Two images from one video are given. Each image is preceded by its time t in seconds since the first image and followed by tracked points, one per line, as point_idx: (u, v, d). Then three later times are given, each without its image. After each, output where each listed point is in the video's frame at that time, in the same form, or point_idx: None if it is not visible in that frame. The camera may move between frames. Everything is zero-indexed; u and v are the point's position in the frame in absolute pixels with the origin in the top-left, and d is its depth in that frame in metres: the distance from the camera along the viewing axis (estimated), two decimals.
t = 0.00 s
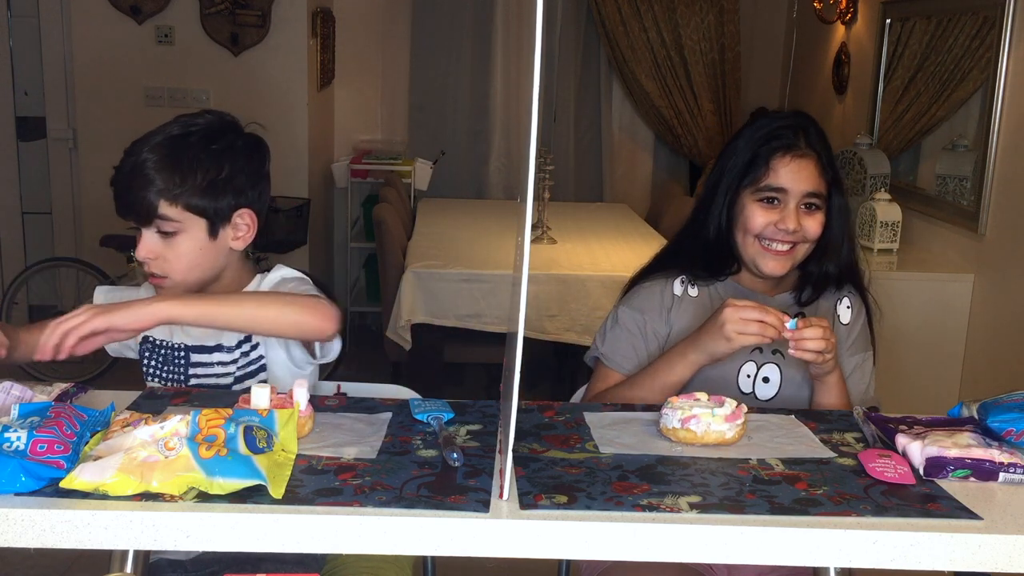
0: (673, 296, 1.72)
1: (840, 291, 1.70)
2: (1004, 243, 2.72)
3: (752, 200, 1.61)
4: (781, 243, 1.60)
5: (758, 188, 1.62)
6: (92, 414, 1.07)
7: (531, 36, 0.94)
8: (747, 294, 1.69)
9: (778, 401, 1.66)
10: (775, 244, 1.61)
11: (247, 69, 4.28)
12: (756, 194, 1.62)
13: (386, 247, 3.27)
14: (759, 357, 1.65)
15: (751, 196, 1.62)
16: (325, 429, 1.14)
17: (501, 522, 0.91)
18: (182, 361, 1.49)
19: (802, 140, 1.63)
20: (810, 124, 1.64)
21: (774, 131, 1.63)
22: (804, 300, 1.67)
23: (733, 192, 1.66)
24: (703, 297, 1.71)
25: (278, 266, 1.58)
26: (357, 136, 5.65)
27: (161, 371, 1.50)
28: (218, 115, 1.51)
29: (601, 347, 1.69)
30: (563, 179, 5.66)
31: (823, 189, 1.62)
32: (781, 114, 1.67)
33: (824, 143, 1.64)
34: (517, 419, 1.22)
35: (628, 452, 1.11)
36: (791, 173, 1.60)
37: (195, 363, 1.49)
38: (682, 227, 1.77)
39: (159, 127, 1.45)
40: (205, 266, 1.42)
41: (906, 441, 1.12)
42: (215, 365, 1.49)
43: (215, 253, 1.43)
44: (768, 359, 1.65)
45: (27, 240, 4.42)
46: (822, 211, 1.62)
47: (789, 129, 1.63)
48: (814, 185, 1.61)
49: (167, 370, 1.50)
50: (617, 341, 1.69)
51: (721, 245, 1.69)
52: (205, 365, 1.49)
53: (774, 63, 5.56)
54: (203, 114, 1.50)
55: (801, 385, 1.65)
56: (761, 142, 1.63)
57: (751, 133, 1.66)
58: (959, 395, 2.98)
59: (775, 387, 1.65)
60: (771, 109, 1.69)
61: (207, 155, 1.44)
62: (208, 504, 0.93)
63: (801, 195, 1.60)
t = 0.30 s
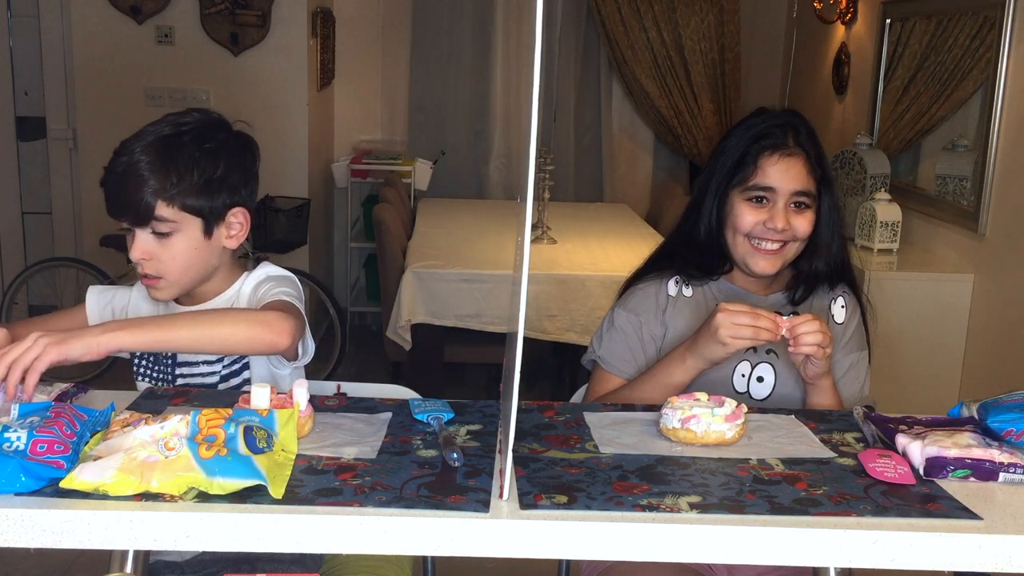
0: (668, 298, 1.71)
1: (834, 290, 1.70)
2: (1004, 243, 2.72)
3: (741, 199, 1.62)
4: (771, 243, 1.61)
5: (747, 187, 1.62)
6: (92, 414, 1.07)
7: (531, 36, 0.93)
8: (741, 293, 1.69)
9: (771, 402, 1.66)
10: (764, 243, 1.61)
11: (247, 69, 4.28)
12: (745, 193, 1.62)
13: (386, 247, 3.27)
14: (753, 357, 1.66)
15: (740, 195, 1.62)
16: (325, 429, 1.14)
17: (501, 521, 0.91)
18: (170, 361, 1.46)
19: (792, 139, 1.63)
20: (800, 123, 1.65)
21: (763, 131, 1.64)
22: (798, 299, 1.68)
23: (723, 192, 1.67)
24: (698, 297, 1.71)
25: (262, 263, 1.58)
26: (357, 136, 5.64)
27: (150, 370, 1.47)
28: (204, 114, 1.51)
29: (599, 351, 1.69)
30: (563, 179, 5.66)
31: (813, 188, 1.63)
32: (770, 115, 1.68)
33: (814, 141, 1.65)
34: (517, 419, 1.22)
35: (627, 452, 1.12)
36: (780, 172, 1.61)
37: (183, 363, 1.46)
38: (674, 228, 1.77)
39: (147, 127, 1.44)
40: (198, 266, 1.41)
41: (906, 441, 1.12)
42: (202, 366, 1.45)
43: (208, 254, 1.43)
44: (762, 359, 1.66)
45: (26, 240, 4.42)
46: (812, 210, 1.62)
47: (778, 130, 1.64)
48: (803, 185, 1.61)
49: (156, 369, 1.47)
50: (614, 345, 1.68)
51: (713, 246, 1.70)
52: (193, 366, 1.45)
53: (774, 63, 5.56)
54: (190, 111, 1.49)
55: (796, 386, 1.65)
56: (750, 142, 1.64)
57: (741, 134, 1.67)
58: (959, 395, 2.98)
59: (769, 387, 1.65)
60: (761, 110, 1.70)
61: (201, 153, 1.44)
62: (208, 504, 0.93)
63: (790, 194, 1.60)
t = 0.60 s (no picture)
0: (665, 296, 1.71)
1: (829, 288, 1.69)
2: (1004, 242, 2.72)
3: (731, 199, 1.62)
4: (762, 242, 1.61)
5: (736, 187, 1.62)
6: (93, 414, 1.07)
7: (531, 37, 0.93)
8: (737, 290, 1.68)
9: (768, 401, 1.65)
10: (755, 242, 1.61)
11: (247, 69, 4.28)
12: (735, 193, 1.62)
13: (386, 247, 3.26)
14: (748, 355, 1.66)
15: (730, 194, 1.63)
16: (325, 429, 1.14)
17: (501, 521, 0.91)
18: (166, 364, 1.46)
19: (780, 138, 1.63)
20: (789, 121, 1.65)
21: (751, 131, 1.65)
22: (792, 297, 1.68)
23: (714, 193, 1.67)
24: (695, 296, 1.70)
25: (259, 264, 1.58)
26: (357, 136, 5.64)
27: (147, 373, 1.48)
28: (201, 111, 1.51)
29: (599, 351, 1.68)
30: (564, 179, 5.66)
31: (803, 186, 1.63)
32: (759, 114, 1.68)
33: (804, 140, 1.65)
34: (517, 420, 1.22)
35: (627, 451, 1.12)
36: (769, 171, 1.61)
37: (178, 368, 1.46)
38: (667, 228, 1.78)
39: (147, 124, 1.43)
40: (199, 261, 1.41)
41: (906, 441, 1.12)
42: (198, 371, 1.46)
43: (210, 246, 1.43)
44: (758, 358, 1.65)
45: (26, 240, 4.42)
46: (802, 209, 1.62)
47: (766, 129, 1.64)
48: (792, 183, 1.61)
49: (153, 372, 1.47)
50: (614, 345, 1.68)
51: (705, 246, 1.70)
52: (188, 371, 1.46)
53: (774, 63, 5.56)
54: (185, 108, 1.49)
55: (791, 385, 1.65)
56: (739, 142, 1.65)
57: (730, 134, 1.67)
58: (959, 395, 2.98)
59: (764, 386, 1.65)
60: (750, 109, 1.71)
61: (202, 150, 1.44)
62: (208, 504, 0.93)
63: (779, 193, 1.61)
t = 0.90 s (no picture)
0: (662, 292, 1.71)
1: (825, 287, 1.69)
2: (1004, 242, 2.72)
3: (725, 200, 1.62)
4: (756, 244, 1.61)
5: (730, 188, 1.62)
6: (92, 414, 1.07)
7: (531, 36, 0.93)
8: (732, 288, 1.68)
9: (761, 399, 1.66)
10: (749, 244, 1.61)
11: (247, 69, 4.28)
12: (728, 195, 1.63)
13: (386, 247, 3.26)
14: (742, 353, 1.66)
15: (724, 196, 1.63)
16: (325, 429, 1.14)
17: (501, 522, 0.91)
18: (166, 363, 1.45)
19: (775, 139, 1.63)
20: (785, 122, 1.64)
21: (746, 133, 1.65)
22: (787, 296, 1.67)
23: (709, 194, 1.68)
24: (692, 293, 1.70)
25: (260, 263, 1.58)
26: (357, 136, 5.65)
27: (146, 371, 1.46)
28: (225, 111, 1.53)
29: (600, 348, 1.68)
30: (564, 180, 5.66)
31: (797, 188, 1.62)
32: (756, 116, 1.68)
33: (799, 141, 1.64)
34: (518, 420, 1.22)
35: (627, 451, 1.12)
36: (762, 173, 1.61)
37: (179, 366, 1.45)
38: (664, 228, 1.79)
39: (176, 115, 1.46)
40: (228, 244, 1.44)
41: (906, 441, 1.12)
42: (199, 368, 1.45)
43: (235, 237, 1.45)
44: (752, 355, 1.66)
45: (27, 240, 4.42)
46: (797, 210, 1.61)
47: (761, 131, 1.64)
48: (787, 185, 1.61)
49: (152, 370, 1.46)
50: (615, 342, 1.67)
51: (701, 247, 1.71)
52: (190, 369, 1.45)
53: (774, 63, 5.56)
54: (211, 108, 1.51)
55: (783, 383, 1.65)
56: (733, 143, 1.65)
57: (726, 136, 1.67)
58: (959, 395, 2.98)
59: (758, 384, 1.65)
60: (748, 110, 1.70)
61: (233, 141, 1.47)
62: (208, 504, 0.93)
63: (773, 195, 1.60)
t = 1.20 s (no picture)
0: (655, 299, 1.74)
1: (827, 293, 1.69)
2: (1004, 241, 2.72)
3: (721, 210, 1.60)
4: (750, 255, 1.59)
5: (726, 198, 1.60)
6: (92, 414, 1.07)
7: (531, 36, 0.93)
8: (731, 295, 1.69)
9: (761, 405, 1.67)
10: (744, 255, 1.60)
11: (247, 69, 4.28)
12: (724, 205, 1.60)
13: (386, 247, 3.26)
14: (740, 361, 1.67)
15: (720, 205, 1.61)
16: (325, 429, 1.14)
17: (501, 521, 0.91)
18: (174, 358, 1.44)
19: (774, 151, 1.60)
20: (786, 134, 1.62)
21: (745, 143, 1.62)
22: (785, 305, 1.66)
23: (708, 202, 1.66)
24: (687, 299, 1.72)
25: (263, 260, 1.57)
26: (357, 136, 5.64)
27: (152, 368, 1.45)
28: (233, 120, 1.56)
29: (585, 349, 1.72)
30: (564, 180, 5.66)
31: (796, 201, 1.59)
32: (759, 126, 1.65)
33: (800, 153, 1.61)
34: (517, 420, 1.22)
35: (627, 451, 1.12)
36: (759, 185, 1.58)
37: (187, 361, 1.44)
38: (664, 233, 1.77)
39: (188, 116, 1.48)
40: (243, 239, 1.44)
41: (906, 441, 1.12)
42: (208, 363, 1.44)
43: (248, 234, 1.46)
44: (750, 363, 1.67)
45: (26, 241, 4.42)
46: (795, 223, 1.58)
47: (760, 141, 1.62)
48: (784, 198, 1.58)
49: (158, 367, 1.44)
50: (601, 344, 1.72)
51: (696, 252, 1.70)
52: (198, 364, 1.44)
53: (774, 63, 5.56)
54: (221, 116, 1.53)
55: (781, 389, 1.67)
56: (732, 153, 1.63)
57: (727, 145, 1.65)
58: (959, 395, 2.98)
59: (756, 392, 1.67)
60: (752, 119, 1.68)
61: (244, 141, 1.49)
62: (208, 504, 0.93)
63: (769, 207, 1.57)
